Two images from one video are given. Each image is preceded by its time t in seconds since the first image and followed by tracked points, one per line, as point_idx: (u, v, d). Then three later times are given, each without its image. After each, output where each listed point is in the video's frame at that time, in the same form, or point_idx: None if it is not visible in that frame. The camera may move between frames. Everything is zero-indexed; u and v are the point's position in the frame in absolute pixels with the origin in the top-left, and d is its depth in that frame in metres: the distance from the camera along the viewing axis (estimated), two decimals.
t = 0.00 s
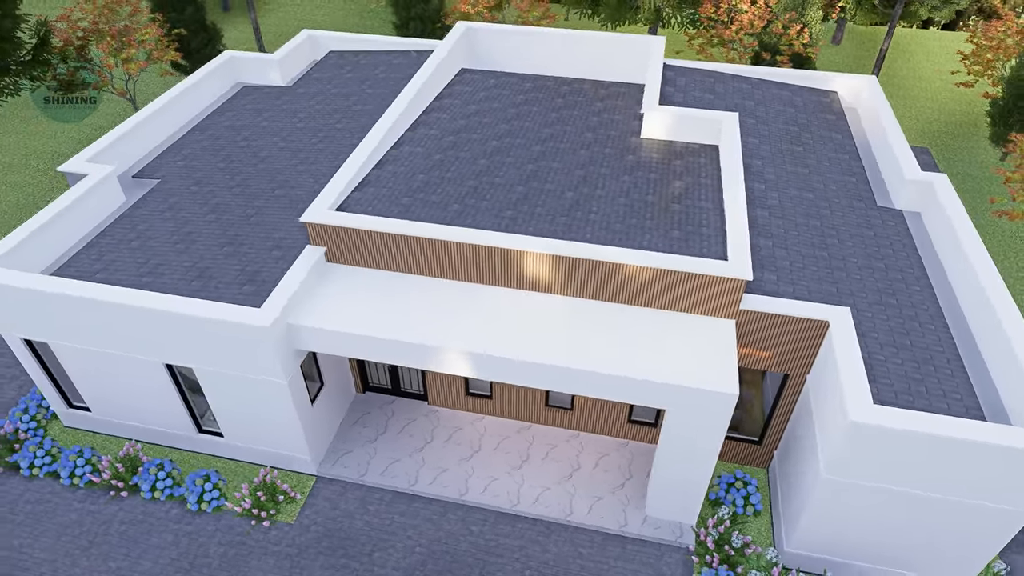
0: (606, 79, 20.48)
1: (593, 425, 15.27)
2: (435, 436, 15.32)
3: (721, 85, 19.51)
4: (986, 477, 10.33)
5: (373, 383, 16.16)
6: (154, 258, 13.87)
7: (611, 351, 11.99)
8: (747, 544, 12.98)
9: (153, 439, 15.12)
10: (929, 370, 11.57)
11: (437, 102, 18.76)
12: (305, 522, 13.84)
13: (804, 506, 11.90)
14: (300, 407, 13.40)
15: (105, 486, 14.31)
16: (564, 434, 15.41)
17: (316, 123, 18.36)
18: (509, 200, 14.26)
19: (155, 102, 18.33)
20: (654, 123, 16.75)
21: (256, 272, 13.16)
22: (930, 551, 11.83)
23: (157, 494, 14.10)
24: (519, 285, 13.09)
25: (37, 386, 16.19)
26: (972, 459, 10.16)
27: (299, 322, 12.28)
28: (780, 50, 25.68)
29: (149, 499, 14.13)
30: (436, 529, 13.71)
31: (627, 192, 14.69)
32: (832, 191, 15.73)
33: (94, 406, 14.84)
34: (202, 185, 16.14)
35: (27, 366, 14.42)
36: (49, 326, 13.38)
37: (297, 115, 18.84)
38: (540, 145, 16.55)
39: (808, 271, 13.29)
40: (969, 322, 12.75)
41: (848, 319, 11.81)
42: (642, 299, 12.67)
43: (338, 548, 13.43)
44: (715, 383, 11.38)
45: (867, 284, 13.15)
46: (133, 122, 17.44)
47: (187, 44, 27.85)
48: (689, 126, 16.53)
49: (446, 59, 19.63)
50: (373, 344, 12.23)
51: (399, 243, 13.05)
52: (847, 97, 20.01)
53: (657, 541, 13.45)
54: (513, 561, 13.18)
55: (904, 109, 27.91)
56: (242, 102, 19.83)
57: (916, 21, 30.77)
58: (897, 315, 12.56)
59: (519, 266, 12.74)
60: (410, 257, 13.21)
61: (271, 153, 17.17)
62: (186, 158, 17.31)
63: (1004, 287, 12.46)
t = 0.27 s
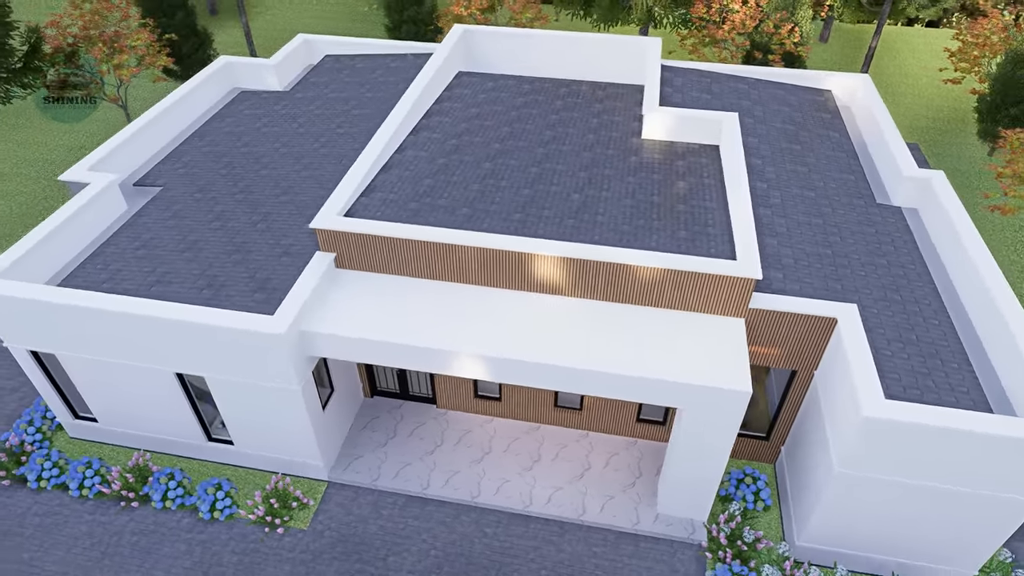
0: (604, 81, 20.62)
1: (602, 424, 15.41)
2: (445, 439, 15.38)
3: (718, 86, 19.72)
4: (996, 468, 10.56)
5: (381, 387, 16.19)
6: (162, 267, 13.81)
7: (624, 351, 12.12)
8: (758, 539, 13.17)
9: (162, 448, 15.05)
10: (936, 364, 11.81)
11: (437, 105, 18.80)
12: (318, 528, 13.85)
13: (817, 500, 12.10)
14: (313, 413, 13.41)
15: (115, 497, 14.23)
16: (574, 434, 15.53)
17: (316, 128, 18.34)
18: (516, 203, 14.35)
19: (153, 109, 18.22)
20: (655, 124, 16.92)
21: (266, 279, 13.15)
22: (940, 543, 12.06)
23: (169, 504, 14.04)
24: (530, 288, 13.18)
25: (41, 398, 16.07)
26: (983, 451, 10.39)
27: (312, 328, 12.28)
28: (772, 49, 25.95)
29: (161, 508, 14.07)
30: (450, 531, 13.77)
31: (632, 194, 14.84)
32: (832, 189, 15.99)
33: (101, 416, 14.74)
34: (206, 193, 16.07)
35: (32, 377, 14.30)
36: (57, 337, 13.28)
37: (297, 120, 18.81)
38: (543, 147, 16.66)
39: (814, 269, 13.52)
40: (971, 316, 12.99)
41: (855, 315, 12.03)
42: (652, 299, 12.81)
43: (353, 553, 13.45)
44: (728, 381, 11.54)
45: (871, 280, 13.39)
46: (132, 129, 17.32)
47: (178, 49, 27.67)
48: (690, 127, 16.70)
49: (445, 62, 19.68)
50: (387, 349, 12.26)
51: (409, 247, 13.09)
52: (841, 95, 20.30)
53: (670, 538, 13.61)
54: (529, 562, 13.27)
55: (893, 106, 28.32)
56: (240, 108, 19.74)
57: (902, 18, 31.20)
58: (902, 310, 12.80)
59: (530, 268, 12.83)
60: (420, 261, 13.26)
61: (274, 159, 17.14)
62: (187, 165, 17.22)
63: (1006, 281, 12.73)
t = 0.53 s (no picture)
0: (601, 82, 20.81)
1: (611, 423, 15.57)
2: (456, 441, 15.46)
3: (714, 85, 19.97)
4: (1003, 457, 10.85)
5: (390, 391, 16.25)
6: (171, 275, 13.77)
7: (637, 350, 12.27)
8: (770, 532, 13.40)
9: (173, 456, 15.02)
10: (941, 357, 12.11)
11: (438, 108, 18.88)
12: (334, 532, 13.88)
13: (828, 493, 12.33)
14: (327, 418, 13.45)
15: (127, 507, 14.17)
16: (583, 433, 15.69)
17: (318, 133, 18.34)
18: (524, 205, 14.47)
19: (152, 117, 18.14)
20: (656, 125, 17.14)
21: (278, 286, 13.17)
22: (947, 531, 12.35)
23: (182, 512, 14.00)
24: (541, 289, 13.30)
25: (46, 409, 15.96)
26: (992, 441, 10.67)
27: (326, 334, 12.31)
28: (763, 48, 26.27)
29: (174, 517, 14.04)
30: (465, 532, 13.86)
31: (638, 194, 15.01)
32: (832, 186, 16.28)
33: (111, 426, 14.67)
34: (210, 199, 16.02)
35: (40, 388, 14.20)
36: (66, 347, 13.20)
37: (298, 125, 18.80)
38: (546, 149, 16.80)
39: (818, 266, 13.78)
40: (971, 309, 13.30)
41: (862, 311, 12.30)
42: (663, 299, 12.98)
43: (369, 556, 13.50)
44: (741, 378, 11.74)
45: (875, 276, 13.68)
46: (133, 137, 17.23)
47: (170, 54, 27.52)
48: (691, 127, 16.91)
49: (444, 65, 19.75)
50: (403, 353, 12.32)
51: (421, 251, 13.15)
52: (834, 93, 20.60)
53: (683, 533, 13.80)
54: (545, 561, 13.40)
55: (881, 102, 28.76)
56: (239, 114, 19.68)
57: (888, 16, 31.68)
58: (906, 305, 13.10)
59: (541, 270, 12.95)
60: (431, 265, 13.33)
61: (277, 165, 17.12)
62: (189, 172, 17.16)
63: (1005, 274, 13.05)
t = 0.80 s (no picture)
0: (598, 83, 21.00)
1: (619, 421, 15.77)
2: (466, 442, 15.59)
3: (710, 85, 20.24)
4: (1009, 445, 11.17)
5: (399, 394, 16.32)
6: (181, 283, 13.76)
7: (650, 348, 12.46)
8: (780, 524, 13.67)
9: (184, 464, 15.00)
10: (945, 348, 12.43)
11: (438, 111, 18.96)
12: (349, 536, 13.95)
13: (838, 484, 12.60)
14: (341, 423, 13.51)
15: (140, 516, 14.13)
16: (592, 431, 15.89)
17: (319, 137, 18.35)
18: (531, 207, 14.62)
19: (150, 124, 18.06)
20: (656, 125, 17.36)
21: (290, 291, 13.21)
22: (953, 519, 12.68)
23: (196, 520, 14.00)
24: (552, 290, 13.45)
25: (53, 420, 15.86)
26: (998, 429, 10.99)
27: (341, 338, 12.37)
28: (754, 47, 26.60)
29: (188, 525, 14.02)
30: (480, 532, 13.99)
31: (642, 194, 15.21)
32: (830, 183, 16.59)
33: (121, 436, 14.62)
34: (214, 206, 15.99)
35: (49, 399, 14.12)
36: (77, 357, 13.14)
37: (298, 129, 18.80)
38: (549, 151, 16.96)
39: (821, 261, 14.06)
40: (970, 301, 13.63)
41: (867, 306, 12.60)
42: (672, 297, 13.18)
43: (386, 558, 13.59)
44: (753, 373, 11.97)
45: (876, 271, 13.99)
46: (133, 144, 17.14)
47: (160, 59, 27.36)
48: (691, 127, 17.14)
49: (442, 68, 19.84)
50: (418, 357, 12.40)
51: (432, 255, 13.25)
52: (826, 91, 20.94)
53: (695, 527, 14.04)
54: (560, 558, 13.57)
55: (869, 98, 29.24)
56: (237, 119, 19.62)
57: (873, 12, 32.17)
58: (908, 298, 13.41)
59: (552, 271, 13.10)
60: (442, 268, 13.42)
61: (280, 170, 17.12)
62: (191, 179, 17.10)
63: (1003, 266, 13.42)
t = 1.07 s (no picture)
0: (594, 83, 21.26)
1: (629, 416, 16.04)
2: (479, 442, 15.76)
3: (704, 83, 20.59)
4: (1012, 429, 11.61)
5: (409, 396, 16.44)
6: (193, 291, 13.77)
7: (664, 345, 12.72)
8: (791, 512, 14.03)
9: (198, 472, 15.01)
10: (947, 337, 12.86)
11: (438, 114, 19.09)
12: (368, 538, 14.05)
13: (848, 472, 12.96)
14: (358, 426, 13.62)
15: (157, 525, 14.14)
16: (602, 427, 16.14)
17: (321, 142, 18.40)
18: (539, 208, 14.83)
19: (150, 132, 18.00)
20: (656, 125, 17.65)
21: (305, 297, 13.27)
22: (957, 502, 13.12)
23: (214, 527, 14.03)
24: (564, 289, 13.66)
25: (62, 431, 15.78)
26: (1003, 413, 11.41)
27: (360, 342, 12.47)
28: (742, 45, 27.00)
29: (205, 532, 14.05)
30: (497, 530, 14.18)
31: (647, 193, 15.48)
32: (826, 179, 17.01)
33: (134, 446, 14.58)
34: (221, 214, 15.99)
35: (61, 411, 14.06)
36: (91, 368, 13.11)
37: (299, 134, 18.83)
38: (552, 152, 17.18)
39: (824, 255, 14.43)
40: (968, 291, 14.09)
41: (872, 298, 12.98)
42: (683, 293, 13.46)
43: (407, 559, 13.72)
44: (765, 366, 12.28)
45: (877, 264, 14.40)
46: (134, 153, 17.08)
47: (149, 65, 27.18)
48: (690, 126, 17.45)
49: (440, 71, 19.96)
50: (437, 359, 12.54)
51: (445, 258, 13.39)
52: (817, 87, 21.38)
53: (708, 518, 14.35)
54: (578, 553, 13.80)
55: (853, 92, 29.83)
56: (236, 125, 19.59)
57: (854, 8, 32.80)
58: (909, 290, 13.83)
59: (565, 271, 13.31)
60: (455, 271, 13.57)
61: (284, 175, 17.15)
62: (195, 186, 17.07)
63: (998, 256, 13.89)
